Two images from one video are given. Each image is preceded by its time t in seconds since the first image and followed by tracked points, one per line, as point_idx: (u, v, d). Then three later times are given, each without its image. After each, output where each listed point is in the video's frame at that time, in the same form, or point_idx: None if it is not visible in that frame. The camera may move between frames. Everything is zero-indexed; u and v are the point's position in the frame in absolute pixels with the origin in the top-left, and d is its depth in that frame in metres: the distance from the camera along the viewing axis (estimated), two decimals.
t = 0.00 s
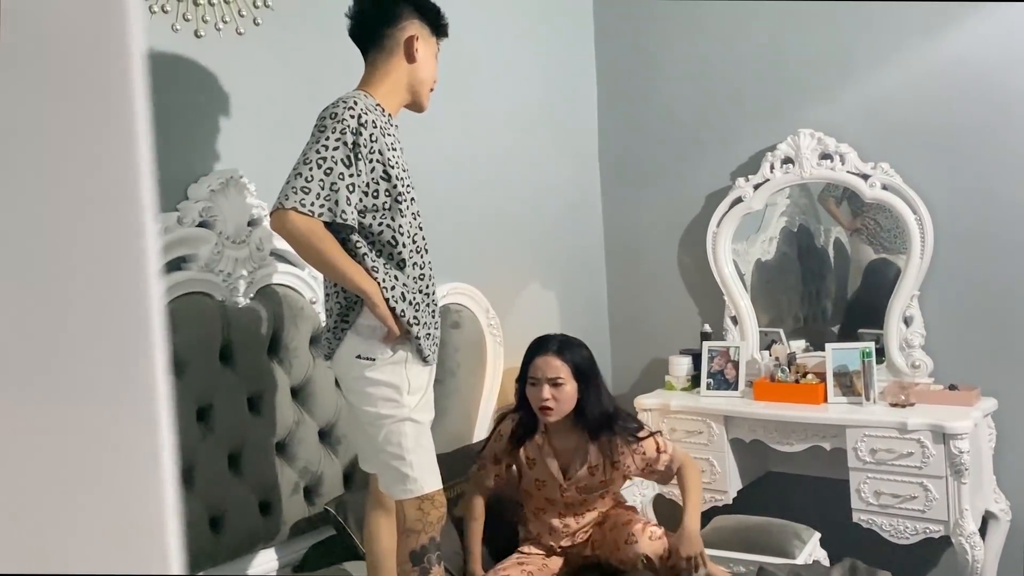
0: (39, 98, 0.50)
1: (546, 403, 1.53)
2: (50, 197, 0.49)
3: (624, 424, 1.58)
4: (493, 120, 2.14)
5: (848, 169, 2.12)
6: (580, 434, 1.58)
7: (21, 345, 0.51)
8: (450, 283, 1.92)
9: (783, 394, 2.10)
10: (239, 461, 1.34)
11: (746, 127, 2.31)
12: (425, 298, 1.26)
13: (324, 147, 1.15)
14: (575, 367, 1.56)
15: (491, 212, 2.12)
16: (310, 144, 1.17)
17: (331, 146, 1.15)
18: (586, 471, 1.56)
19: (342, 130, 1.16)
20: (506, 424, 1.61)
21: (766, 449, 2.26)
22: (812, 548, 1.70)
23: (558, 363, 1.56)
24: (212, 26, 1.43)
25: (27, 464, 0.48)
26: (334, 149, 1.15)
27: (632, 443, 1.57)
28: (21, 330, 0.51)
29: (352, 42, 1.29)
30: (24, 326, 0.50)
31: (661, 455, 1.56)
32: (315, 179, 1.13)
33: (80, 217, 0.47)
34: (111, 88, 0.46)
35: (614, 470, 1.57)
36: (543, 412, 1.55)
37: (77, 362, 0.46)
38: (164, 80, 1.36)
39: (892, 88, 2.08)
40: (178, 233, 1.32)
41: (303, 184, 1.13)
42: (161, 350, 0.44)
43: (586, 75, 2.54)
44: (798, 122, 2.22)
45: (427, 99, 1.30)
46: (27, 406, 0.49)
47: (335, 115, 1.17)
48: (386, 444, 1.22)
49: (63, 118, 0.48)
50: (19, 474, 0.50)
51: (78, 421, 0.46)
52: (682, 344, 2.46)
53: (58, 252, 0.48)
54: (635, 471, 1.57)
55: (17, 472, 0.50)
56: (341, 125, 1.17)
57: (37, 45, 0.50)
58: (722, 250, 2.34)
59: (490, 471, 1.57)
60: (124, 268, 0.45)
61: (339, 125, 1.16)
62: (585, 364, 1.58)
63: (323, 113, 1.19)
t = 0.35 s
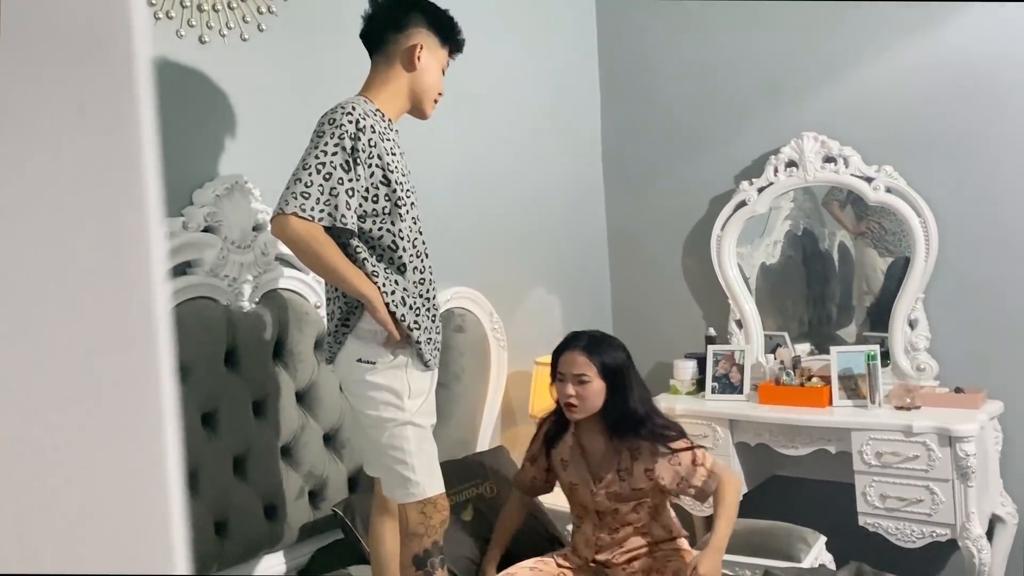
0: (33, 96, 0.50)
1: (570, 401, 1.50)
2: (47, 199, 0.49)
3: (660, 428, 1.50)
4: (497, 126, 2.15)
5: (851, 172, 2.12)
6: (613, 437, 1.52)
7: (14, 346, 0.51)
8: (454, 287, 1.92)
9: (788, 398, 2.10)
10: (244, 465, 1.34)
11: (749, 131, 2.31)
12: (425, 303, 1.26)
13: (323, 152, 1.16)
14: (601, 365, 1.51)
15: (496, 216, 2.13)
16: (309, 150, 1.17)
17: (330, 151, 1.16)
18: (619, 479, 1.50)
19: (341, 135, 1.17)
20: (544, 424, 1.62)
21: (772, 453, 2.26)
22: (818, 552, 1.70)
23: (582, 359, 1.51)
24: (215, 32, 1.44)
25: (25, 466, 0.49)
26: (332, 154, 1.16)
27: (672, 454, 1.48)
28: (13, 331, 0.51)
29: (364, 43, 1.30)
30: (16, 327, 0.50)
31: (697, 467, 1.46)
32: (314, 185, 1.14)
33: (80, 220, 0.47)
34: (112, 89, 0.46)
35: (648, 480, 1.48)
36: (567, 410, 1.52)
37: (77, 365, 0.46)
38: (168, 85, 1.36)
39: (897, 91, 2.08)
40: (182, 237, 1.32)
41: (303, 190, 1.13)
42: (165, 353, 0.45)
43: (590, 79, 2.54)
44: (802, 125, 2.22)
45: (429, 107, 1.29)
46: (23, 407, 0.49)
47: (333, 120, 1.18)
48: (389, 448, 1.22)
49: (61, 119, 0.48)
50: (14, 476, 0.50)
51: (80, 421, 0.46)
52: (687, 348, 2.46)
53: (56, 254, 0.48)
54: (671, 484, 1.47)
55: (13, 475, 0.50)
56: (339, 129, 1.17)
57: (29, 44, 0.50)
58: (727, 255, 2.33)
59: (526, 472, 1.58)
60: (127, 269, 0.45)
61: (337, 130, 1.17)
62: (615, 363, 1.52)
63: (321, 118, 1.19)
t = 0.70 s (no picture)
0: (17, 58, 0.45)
1: (605, 406, 1.52)
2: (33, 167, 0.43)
3: (699, 438, 1.54)
4: (501, 133, 2.15)
5: (856, 177, 2.12)
6: (652, 444, 1.54)
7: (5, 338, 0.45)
8: (459, 293, 1.93)
9: (794, 403, 2.09)
10: (249, 472, 1.34)
11: (753, 135, 2.32)
12: (432, 309, 1.26)
13: (336, 158, 1.16)
14: (640, 372, 1.53)
15: (501, 222, 2.13)
16: (321, 155, 1.17)
17: (343, 156, 1.16)
18: (653, 484, 1.51)
19: (353, 141, 1.17)
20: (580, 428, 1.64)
21: (778, 458, 2.25)
22: (824, 557, 1.69)
23: (619, 366, 1.53)
24: (220, 40, 1.45)
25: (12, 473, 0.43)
26: (345, 160, 1.16)
27: (712, 463, 1.52)
28: None
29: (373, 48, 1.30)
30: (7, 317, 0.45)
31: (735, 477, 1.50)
32: (327, 190, 1.14)
33: (57, 190, 0.41)
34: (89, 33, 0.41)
35: (683, 487, 1.51)
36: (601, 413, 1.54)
37: (53, 361, 0.40)
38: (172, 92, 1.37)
39: (900, 95, 2.08)
40: (186, 244, 1.32)
41: (316, 195, 1.13)
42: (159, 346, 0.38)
43: (594, 84, 2.54)
44: (806, 130, 2.22)
45: (436, 114, 1.30)
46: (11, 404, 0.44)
47: (345, 126, 1.18)
48: (394, 453, 1.22)
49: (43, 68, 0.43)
50: None
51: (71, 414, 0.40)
52: (692, 353, 2.46)
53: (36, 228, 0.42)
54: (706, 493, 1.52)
55: None
56: (352, 135, 1.17)
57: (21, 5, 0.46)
58: (732, 260, 2.32)
59: (563, 474, 1.61)
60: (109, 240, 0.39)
61: (349, 136, 1.17)
62: (655, 371, 1.55)
63: (333, 124, 1.20)
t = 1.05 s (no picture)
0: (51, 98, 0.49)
1: (611, 409, 1.53)
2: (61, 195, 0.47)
3: (703, 444, 1.54)
4: (506, 140, 2.16)
5: (859, 181, 2.11)
6: (656, 448, 1.53)
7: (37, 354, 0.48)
8: (462, 299, 1.92)
9: (800, 409, 2.08)
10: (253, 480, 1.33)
11: (757, 142, 2.32)
12: (441, 315, 1.26)
13: (349, 163, 1.16)
14: (646, 378, 1.52)
15: (505, 228, 2.13)
16: (334, 161, 1.17)
17: (356, 162, 1.16)
18: (657, 488, 1.51)
19: (366, 146, 1.17)
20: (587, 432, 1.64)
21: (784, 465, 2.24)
22: (832, 564, 1.68)
23: (626, 373, 1.53)
24: (224, 47, 1.45)
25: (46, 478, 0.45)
26: (359, 165, 1.16)
27: (714, 470, 1.51)
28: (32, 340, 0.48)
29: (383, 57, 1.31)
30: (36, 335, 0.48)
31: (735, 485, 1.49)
32: (342, 196, 1.14)
33: (85, 188, 0.45)
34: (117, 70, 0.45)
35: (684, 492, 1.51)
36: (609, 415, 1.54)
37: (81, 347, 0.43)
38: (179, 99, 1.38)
39: (906, 99, 2.08)
40: (189, 252, 1.33)
41: (330, 201, 1.13)
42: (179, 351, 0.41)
43: (597, 90, 2.54)
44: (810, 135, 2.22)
45: (445, 122, 1.30)
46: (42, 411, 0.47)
47: (358, 131, 1.18)
48: (402, 459, 1.22)
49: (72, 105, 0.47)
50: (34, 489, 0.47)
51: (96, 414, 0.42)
52: (697, 359, 2.45)
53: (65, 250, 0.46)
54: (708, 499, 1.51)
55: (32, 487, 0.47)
56: (364, 141, 1.18)
57: (54, 53, 0.50)
58: (736, 265, 2.32)
59: (569, 479, 1.61)
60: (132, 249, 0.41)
61: (362, 142, 1.17)
62: (662, 375, 1.54)
63: (344, 131, 1.20)
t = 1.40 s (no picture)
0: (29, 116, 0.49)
1: (603, 399, 1.53)
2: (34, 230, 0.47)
3: (695, 447, 1.53)
4: (502, 145, 2.15)
5: (858, 184, 2.12)
6: (649, 450, 1.53)
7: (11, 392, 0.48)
8: (461, 304, 1.93)
9: (799, 412, 2.08)
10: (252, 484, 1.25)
11: (756, 147, 2.31)
12: (439, 319, 1.25)
13: (345, 167, 1.16)
14: (645, 376, 1.53)
15: (505, 232, 2.13)
16: (329, 165, 1.17)
17: (351, 165, 1.16)
18: (652, 489, 1.51)
19: (361, 150, 1.18)
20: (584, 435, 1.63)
21: (784, 469, 2.23)
22: (831, 569, 1.67)
23: (624, 364, 1.54)
24: (221, 52, 1.45)
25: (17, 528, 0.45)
26: (354, 168, 1.16)
27: (707, 470, 1.51)
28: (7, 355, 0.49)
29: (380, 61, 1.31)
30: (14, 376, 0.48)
31: (728, 486, 1.49)
32: (337, 199, 1.13)
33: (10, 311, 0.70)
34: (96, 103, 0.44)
35: (677, 494, 1.51)
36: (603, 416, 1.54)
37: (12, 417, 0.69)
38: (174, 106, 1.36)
39: (906, 101, 2.07)
40: (186, 258, 1.33)
41: (326, 204, 1.13)
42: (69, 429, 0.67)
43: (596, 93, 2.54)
44: (807, 137, 2.22)
45: (441, 126, 1.30)
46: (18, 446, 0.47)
47: (353, 135, 1.19)
48: (400, 463, 1.21)
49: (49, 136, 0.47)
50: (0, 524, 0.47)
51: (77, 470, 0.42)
52: (696, 363, 2.43)
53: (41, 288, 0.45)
54: (701, 501, 1.51)
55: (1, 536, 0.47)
56: (359, 144, 1.18)
57: None
58: (734, 269, 2.33)
59: (564, 483, 1.60)
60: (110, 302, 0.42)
61: (358, 145, 1.18)
62: (662, 380, 1.54)
63: (340, 135, 1.20)
